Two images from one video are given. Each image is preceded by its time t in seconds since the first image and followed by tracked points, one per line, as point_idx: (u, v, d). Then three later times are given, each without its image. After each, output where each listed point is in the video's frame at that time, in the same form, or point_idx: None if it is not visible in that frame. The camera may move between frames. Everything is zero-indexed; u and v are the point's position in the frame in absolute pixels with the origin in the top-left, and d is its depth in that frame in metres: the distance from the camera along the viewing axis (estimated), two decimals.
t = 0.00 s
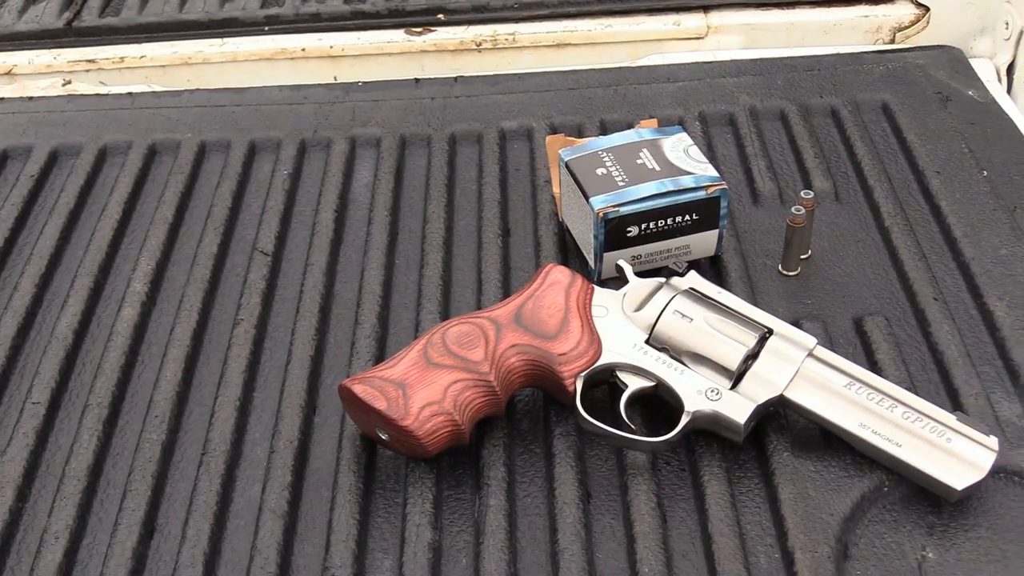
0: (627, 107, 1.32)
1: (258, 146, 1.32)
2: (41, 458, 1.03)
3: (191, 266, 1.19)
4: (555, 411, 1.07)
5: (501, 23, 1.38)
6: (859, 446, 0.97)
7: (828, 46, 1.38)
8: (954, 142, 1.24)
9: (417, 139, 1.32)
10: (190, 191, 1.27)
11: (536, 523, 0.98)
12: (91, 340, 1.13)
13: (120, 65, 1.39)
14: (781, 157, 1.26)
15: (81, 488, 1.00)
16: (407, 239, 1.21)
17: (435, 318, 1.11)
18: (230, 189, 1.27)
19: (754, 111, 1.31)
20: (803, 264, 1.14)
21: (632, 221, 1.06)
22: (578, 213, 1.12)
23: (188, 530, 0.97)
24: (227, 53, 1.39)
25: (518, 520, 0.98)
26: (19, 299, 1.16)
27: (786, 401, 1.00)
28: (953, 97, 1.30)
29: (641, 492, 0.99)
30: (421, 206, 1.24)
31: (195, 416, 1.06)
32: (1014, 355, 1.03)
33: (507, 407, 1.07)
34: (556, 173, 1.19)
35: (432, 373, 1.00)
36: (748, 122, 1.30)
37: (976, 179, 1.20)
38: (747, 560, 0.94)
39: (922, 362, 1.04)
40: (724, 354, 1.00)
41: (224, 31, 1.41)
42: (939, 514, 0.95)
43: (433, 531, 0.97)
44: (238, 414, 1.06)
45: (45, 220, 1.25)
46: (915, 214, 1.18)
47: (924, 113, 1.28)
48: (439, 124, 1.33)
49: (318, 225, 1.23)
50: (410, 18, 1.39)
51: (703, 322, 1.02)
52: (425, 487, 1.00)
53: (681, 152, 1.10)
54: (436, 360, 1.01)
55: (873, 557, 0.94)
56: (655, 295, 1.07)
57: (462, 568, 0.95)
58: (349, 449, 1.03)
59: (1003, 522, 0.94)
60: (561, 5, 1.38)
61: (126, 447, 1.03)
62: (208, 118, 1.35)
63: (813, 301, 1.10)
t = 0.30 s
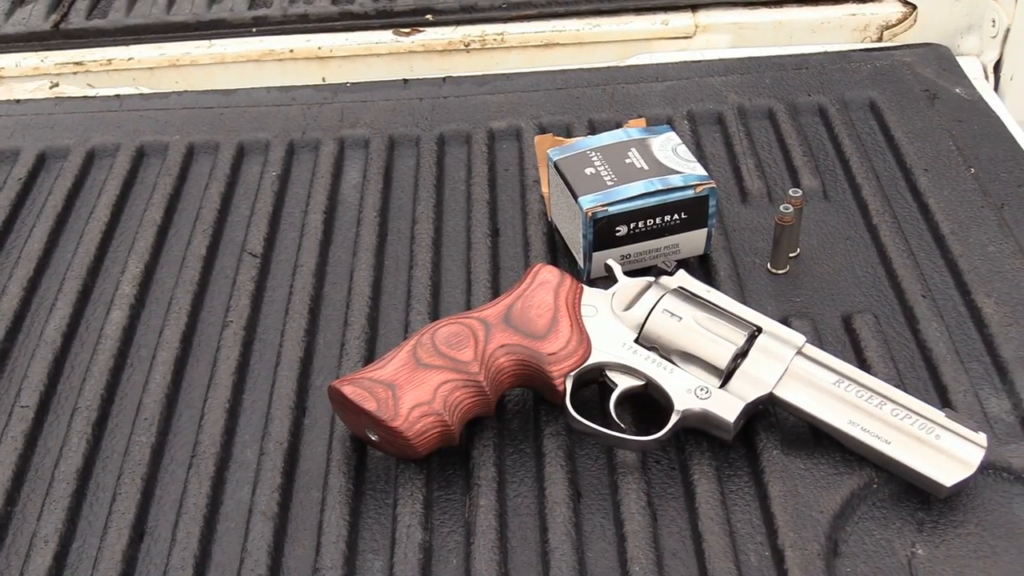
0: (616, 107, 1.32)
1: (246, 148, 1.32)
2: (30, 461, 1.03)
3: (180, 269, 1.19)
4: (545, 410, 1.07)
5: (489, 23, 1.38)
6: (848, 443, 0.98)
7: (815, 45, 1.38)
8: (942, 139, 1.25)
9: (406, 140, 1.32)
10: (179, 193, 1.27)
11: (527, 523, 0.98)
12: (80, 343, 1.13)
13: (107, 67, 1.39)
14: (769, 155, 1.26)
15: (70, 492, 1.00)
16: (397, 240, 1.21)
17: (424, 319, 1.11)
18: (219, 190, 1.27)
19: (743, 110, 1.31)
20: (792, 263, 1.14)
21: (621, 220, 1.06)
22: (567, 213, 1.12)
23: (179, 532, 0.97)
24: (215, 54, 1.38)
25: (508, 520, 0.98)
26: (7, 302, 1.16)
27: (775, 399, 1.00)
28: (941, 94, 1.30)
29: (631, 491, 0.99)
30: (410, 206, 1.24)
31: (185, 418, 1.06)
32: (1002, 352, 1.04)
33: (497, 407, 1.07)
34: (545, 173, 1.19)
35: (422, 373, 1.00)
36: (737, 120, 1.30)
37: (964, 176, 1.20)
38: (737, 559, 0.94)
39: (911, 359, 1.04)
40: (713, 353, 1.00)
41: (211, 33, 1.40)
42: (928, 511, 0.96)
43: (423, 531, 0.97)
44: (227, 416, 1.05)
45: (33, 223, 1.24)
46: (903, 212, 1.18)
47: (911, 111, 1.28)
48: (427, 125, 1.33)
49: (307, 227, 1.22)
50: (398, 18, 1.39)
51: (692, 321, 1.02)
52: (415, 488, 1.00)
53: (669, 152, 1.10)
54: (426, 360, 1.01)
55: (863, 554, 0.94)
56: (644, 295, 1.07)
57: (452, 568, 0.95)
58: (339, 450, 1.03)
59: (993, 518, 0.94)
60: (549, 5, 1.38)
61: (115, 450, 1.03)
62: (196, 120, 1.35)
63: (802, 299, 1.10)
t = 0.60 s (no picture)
0: (604, 106, 1.32)
1: (234, 149, 1.32)
2: (19, 465, 1.02)
3: (169, 271, 1.19)
4: (535, 410, 1.07)
5: (477, 23, 1.38)
6: (838, 441, 0.98)
7: (803, 44, 1.39)
8: (929, 137, 1.25)
9: (395, 140, 1.32)
10: (167, 196, 1.27)
11: (517, 523, 0.98)
12: (68, 346, 1.12)
13: (94, 69, 1.38)
14: (757, 154, 1.26)
15: (59, 495, 0.99)
16: (385, 241, 1.20)
17: (414, 319, 1.11)
18: (207, 192, 1.27)
19: (730, 109, 1.31)
20: (780, 261, 1.14)
21: (610, 219, 1.06)
22: (555, 212, 1.12)
23: (169, 535, 0.96)
24: (203, 56, 1.38)
25: (499, 520, 0.98)
26: None
27: (764, 397, 1.00)
28: (928, 92, 1.30)
29: (621, 490, 1.00)
30: (399, 207, 1.24)
31: (174, 421, 1.06)
32: (990, 348, 1.04)
33: (486, 407, 1.07)
34: (533, 173, 1.19)
35: (411, 374, 0.99)
36: (724, 119, 1.30)
37: (951, 173, 1.20)
38: (727, 557, 0.94)
39: (899, 356, 1.05)
40: (702, 351, 1.00)
41: (198, 34, 1.40)
42: (917, 507, 0.96)
43: (413, 532, 0.97)
44: (217, 418, 1.05)
45: (20, 225, 1.24)
46: (891, 209, 1.18)
47: (899, 109, 1.29)
48: (415, 125, 1.33)
49: (295, 228, 1.22)
50: (386, 19, 1.38)
51: (681, 319, 1.03)
52: (405, 489, 1.00)
53: (657, 151, 1.10)
54: (415, 361, 1.00)
55: (853, 551, 0.94)
56: (633, 294, 1.07)
57: (443, 569, 0.95)
58: (329, 451, 1.02)
59: (982, 514, 0.94)
60: (537, 4, 1.37)
61: (104, 453, 1.03)
62: (184, 122, 1.35)
63: (790, 297, 1.10)
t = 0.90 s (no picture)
0: (592, 106, 1.32)
1: (222, 151, 1.31)
2: (8, 469, 1.02)
3: (158, 273, 1.18)
4: (525, 410, 1.07)
5: (465, 23, 1.38)
6: (827, 439, 0.98)
7: (791, 42, 1.39)
8: (916, 134, 1.25)
9: (383, 141, 1.32)
10: (156, 198, 1.27)
11: (508, 523, 0.98)
12: (57, 349, 1.12)
13: (82, 71, 1.38)
14: (745, 153, 1.27)
15: (49, 499, 0.99)
16: (375, 242, 1.20)
17: (403, 320, 1.11)
18: (196, 194, 1.27)
19: (719, 108, 1.31)
20: (770, 259, 1.14)
21: (599, 218, 1.06)
22: (544, 212, 1.12)
23: (159, 538, 0.96)
24: (191, 58, 1.37)
25: (489, 520, 0.98)
26: None
27: (754, 395, 1.00)
28: (915, 90, 1.31)
29: (612, 489, 1.00)
30: (388, 208, 1.24)
31: (164, 423, 1.05)
32: (978, 345, 1.04)
33: (476, 407, 1.07)
34: (522, 173, 1.19)
35: (401, 375, 0.99)
36: (713, 117, 1.30)
37: (939, 171, 1.21)
38: (718, 555, 0.94)
39: (888, 353, 1.05)
40: (692, 350, 1.00)
41: (186, 35, 1.39)
42: (907, 505, 0.96)
43: (404, 533, 0.97)
44: (207, 420, 1.05)
45: (7, 228, 1.23)
46: (879, 207, 1.19)
47: (886, 106, 1.29)
48: (404, 126, 1.33)
49: (284, 229, 1.22)
50: (374, 20, 1.38)
51: (670, 318, 1.03)
52: (396, 490, 1.00)
53: (646, 150, 1.11)
54: (404, 362, 1.00)
55: (843, 549, 0.94)
56: (622, 293, 1.07)
57: (434, 570, 0.95)
58: (319, 453, 1.02)
59: (971, 510, 0.94)
60: (525, 4, 1.37)
61: (94, 456, 1.03)
62: (172, 124, 1.34)
63: (780, 295, 1.10)
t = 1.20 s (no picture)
0: (581, 106, 1.32)
1: (211, 152, 1.31)
2: None
3: (146, 275, 1.18)
4: (515, 410, 1.07)
5: (454, 24, 1.38)
6: (817, 436, 0.98)
7: (779, 40, 1.39)
8: (904, 132, 1.26)
9: (372, 142, 1.31)
10: (144, 200, 1.26)
11: (498, 523, 0.98)
12: (46, 352, 1.12)
13: (70, 73, 1.37)
14: (734, 151, 1.27)
15: (38, 503, 0.99)
16: (364, 243, 1.20)
17: (393, 321, 1.11)
18: (185, 196, 1.26)
19: (707, 107, 1.31)
20: (759, 257, 1.14)
21: (588, 217, 1.06)
22: (533, 212, 1.12)
23: (149, 541, 0.96)
24: (178, 60, 1.37)
25: (480, 521, 0.98)
26: None
27: (743, 393, 1.00)
28: (902, 87, 1.31)
29: (602, 489, 1.00)
30: (377, 208, 1.24)
31: (153, 426, 1.05)
32: (966, 342, 1.05)
33: (466, 408, 1.07)
34: (511, 173, 1.19)
35: (391, 376, 0.99)
36: (701, 116, 1.30)
37: (927, 168, 1.21)
38: (708, 554, 0.95)
39: (877, 351, 1.05)
40: (681, 349, 1.01)
41: (174, 37, 1.39)
42: (897, 502, 0.96)
43: (395, 534, 0.97)
44: (196, 423, 1.05)
45: None
46: (868, 205, 1.19)
47: (874, 104, 1.29)
48: (393, 126, 1.33)
49: (273, 231, 1.22)
50: (363, 21, 1.38)
51: (660, 317, 1.03)
52: (386, 491, 1.00)
53: (635, 149, 1.11)
54: (394, 363, 1.00)
55: (833, 546, 0.94)
56: (611, 293, 1.07)
57: (425, 570, 0.95)
58: (309, 455, 1.02)
59: (961, 506, 0.94)
60: (513, 4, 1.37)
61: (84, 459, 1.02)
62: (160, 126, 1.34)
63: (769, 294, 1.11)
